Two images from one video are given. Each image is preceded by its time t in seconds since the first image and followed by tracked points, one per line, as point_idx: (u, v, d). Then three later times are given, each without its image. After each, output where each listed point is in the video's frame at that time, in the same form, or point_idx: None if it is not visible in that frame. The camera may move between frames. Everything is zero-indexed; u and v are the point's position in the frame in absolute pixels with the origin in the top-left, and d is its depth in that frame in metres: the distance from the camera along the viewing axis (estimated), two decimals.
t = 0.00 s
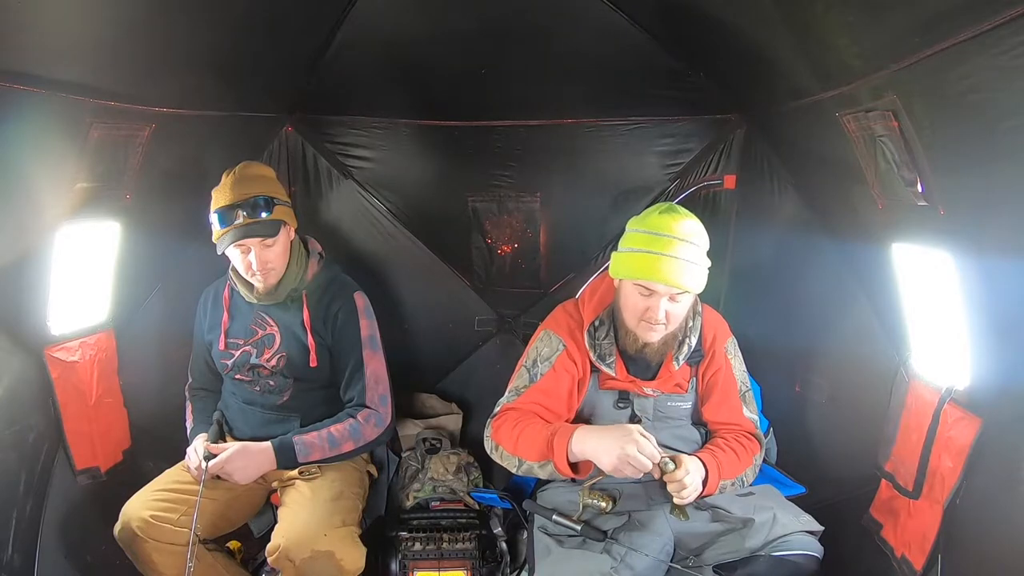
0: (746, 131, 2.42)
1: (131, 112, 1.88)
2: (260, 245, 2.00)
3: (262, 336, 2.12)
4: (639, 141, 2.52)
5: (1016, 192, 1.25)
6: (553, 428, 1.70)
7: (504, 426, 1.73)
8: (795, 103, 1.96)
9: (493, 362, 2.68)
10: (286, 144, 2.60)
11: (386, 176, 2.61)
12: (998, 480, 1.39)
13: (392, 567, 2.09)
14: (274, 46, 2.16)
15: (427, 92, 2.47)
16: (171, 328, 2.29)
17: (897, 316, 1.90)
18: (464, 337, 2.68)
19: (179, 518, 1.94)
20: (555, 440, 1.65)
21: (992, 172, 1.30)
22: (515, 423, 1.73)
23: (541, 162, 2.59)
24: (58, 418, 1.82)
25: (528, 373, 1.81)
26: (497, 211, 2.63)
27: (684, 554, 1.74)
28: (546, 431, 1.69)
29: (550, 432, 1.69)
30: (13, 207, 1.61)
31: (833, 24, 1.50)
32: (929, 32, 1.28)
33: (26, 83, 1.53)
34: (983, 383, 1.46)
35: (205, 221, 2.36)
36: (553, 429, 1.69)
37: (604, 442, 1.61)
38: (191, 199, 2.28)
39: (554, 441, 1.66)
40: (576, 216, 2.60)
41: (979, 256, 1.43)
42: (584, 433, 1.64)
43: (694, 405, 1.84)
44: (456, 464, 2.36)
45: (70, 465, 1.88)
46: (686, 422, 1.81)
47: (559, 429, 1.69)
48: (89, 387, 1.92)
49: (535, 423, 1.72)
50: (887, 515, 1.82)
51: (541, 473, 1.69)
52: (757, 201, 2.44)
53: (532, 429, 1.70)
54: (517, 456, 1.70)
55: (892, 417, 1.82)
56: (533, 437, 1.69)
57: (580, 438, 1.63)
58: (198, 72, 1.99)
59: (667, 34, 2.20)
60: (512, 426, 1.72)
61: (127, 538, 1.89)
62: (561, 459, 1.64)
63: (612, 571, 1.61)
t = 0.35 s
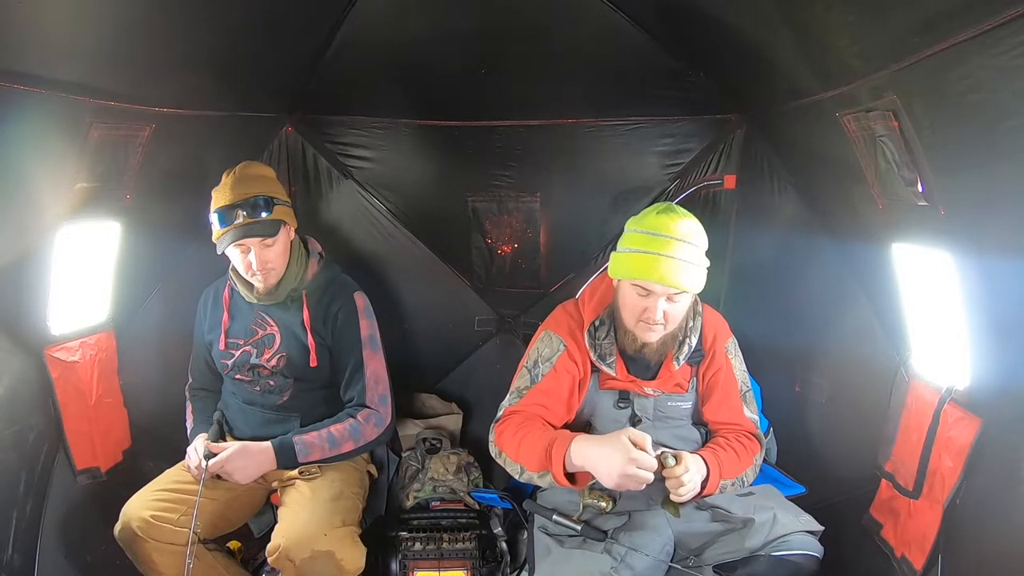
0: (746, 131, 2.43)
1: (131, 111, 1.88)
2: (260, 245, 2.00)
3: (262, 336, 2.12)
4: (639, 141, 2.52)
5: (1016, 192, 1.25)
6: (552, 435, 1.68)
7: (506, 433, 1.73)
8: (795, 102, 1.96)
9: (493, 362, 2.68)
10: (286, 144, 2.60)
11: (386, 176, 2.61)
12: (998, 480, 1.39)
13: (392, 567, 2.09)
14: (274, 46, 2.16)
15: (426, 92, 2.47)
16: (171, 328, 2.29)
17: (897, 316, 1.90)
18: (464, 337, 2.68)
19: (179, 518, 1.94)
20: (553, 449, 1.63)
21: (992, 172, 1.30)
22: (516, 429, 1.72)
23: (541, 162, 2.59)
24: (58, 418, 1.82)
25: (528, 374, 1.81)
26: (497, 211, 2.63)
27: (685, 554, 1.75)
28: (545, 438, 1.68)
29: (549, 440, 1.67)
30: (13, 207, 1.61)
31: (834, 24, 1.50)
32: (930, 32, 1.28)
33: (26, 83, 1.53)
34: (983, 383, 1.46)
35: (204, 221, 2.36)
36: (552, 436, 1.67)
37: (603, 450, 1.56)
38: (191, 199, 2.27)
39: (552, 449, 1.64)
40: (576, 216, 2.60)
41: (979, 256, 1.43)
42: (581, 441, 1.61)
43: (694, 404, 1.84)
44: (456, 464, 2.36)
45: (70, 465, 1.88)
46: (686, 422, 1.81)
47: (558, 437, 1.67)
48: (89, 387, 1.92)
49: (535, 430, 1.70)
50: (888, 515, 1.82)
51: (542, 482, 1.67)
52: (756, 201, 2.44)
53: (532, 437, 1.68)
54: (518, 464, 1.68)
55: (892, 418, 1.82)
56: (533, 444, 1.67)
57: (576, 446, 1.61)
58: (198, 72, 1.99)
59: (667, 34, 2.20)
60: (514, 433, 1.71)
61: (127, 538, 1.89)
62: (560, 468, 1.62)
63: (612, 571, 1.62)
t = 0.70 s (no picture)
0: (746, 132, 2.43)
1: (131, 112, 1.88)
2: (259, 245, 2.00)
3: (262, 336, 2.12)
4: (639, 141, 2.52)
5: (1016, 192, 1.25)
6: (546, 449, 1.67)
7: (501, 435, 1.71)
8: (795, 102, 1.96)
9: (492, 362, 2.68)
10: (286, 143, 2.60)
11: (386, 176, 2.61)
12: (998, 480, 1.39)
13: (392, 568, 2.09)
14: (274, 47, 2.16)
15: (427, 92, 2.47)
16: (171, 328, 2.29)
17: (897, 316, 1.90)
18: (464, 338, 2.68)
19: (179, 518, 1.94)
20: (544, 462, 1.62)
21: (992, 172, 1.30)
22: (511, 432, 1.71)
23: (541, 162, 2.59)
24: (58, 418, 1.82)
25: (526, 374, 1.80)
26: (497, 211, 2.63)
27: (685, 554, 1.75)
28: (538, 449, 1.66)
29: (542, 452, 1.65)
30: (12, 207, 1.61)
31: (833, 24, 1.50)
32: (929, 32, 1.28)
33: (26, 83, 1.53)
34: (983, 383, 1.46)
35: (205, 222, 2.36)
36: (546, 450, 1.66)
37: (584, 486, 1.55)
38: (191, 200, 2.28)
39: (543, 462, 1.62)
40: (577, 216, 2.60)
41: (979, 256, 1.43)
42: (569, 468, 1.59)
43: (694, 404, 1.84)
44: (456, 464, 2.36)
45: (70, 465, 1.88)
46: (686, 422, 1.82)
47: (552, 453, 1.65)
48: (89, 387, 1.92)
49: (530, 438, 1.69)
50: (887, 515, 1.81)
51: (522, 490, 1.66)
52: (756, 201, 2.44)
53: (526, 445, 1.67)
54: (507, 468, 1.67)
55: (892, 418, 1.82)
56: (525, 453, 1.65)
57: (562, 470, 1.59)
58: (198, 72, 1.99)
59: (667, 34, 2.20)
60: (509, 437, 1.70)
61: (127, 538, 1.89)
62: (546, 484, 1.60)
63: (612, 571, 1.62)
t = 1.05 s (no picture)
0: (746, 132, 2.43)
1: (131, 112, 1.88)
2: (258, 246, 2.00)
3: (262, 336, 2.12)
4: (639, 141, 2.52)
5: (1016, 191, 1.25)
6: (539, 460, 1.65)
7: (495, 443, 1.71)
8: (795, 103, 1.96)
9: (493, 362, 2.68)
10: (286, 144, 2.60)
11: (386, 176, 2.61)
12: (999, 480, 1.39)
13: (392, 568, 2.09)
14: (274, 47, 2.16)
15: (426, 92, 2.47)
16: (171, 328, 2.29)
17: (897, 316, 1.89)
18: (464, 338, 2.68)
19: (179, 518, 1.94)
20: (533, 474, 1.61)
21: (993, 172, 1.30)
22: (505, 440, 1.70)
23: (542, 162, 2.59)
24: (58, 418, 1.82)
25: (520, 379, 1.80)
26: (497, 211, 2.63)
27: (684, 554, 1.76)
28: (531, 457, 1.66)
29: (533, 462, 1.64)
30: (12, 207, 1.61)
31: (834, 24, 1.50)
32: (930, 32, 1.28)
33: (26, 83, 1.53)
34: (983, 383, 1.46)
35: (205, 222, 2.36)
36: (538, 461, 1.64)
37: (575, 501, 1.54)
38: (191, 200, 2.28)
39: (533, 473, 1.61)
40: (577, 216, 2.60)
41: (979, 256, 1.43)
42: (556, 481, 1.58)
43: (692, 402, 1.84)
44: (456, 464, 2.36)
45: (70, 465, 1.88)
46: (685, 420, 1.81)
47: (544, 464, 1.63)
48: (89, 387, 1.92)
49: (524, 448, 1.68)
50: (887, 515, 1.81)
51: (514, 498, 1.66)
52: (757, 201, 2.44)
53: (520, 453, 1.66)
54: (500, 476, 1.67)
55: (892, 417, 1.82)
56: (519, 461, 1.65)
57: (550, 484, 1.57)
58: (199, 72, 1.99)
59: (668, 34, 2.20)
60: (502, 445, 1.69)
61: (126, 538, 1.89)
62: (536, 496, 1.59)
63: (612, 571, 1.61)
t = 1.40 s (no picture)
0: (746, 132, 2.43)
1: (131, 112, 1.88)
2: (269, 240, 2.02)
3: (262, 336, 2.12)
4: (639, 141, 2.52)
5: (1016, 191, 1.25)
6: (535, 461, 1.65)
7: (492, 446, 1.71)
8: (796, 103, 1.96)
9: (493, 362, 2.68)
10: (286, 144, 2.60)
11: (386, 176, 2.61)
12: (999, 480, 1.39)
13: (392, 568, 2.09)
14: (274, 47, 2.16)
15: (426, 92, 2.47)
16: (172, 328, 2.29)
17: (897, 316, 1.90)
18: (464, 338, 2.68)
19: (179, 519, 1.94)
20: (529, 474, 1.61)
21: (993, 172, 1.30)
22: (502, 443, 1.71)
23: (542, 162, 2.59)
24: (58, 418, 1.82)
25: (517, 382, 1.80)
26: (497, 211, 2.63)
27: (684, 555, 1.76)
28: (527, 460, 1.66)
29: (530, 464, 1.64)
30: (12, 207, 1.61)
31: (834, 24, 1.50)
32: (930, 32, 1.28)
33: (26, 83, 1.53)
34: (983, 383, 1.46)
35: (205, 222, 2.36)
36: (535, 462, 1.65)
37: (572, 501, 1.54)
38: (191, 200, 2.28)
39: (529, 474, 1.61)
40: (577, 216, 2.60)
41: (979, 256, 1.43)
42: (551, 483, 1.58)
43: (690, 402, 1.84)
44: (456, 464, 2.36)
45: (71, 465, 1.88)
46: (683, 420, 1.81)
47: (541, 465, 1.64)
48: (89, 387, 1.92)
49: (521, 450, 1.69)
50: (888, 515, 1.82)
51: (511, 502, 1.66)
52: (757, 201, 2.44)
53: (515, 456, 1.67)
54: (497, 478, 1.67)
55: (892, 418, 1.82)
56: (515, 464, 1.65)
57: (545, 485, 1.58)
58: (199, 72, 1.99)
59: (668, 34, 2.20)
60: (499, 448, 1.69)
61: (127, 538, 1.89)
62: (533, 497, 1.59)
63: (612, 571, 1.61)
